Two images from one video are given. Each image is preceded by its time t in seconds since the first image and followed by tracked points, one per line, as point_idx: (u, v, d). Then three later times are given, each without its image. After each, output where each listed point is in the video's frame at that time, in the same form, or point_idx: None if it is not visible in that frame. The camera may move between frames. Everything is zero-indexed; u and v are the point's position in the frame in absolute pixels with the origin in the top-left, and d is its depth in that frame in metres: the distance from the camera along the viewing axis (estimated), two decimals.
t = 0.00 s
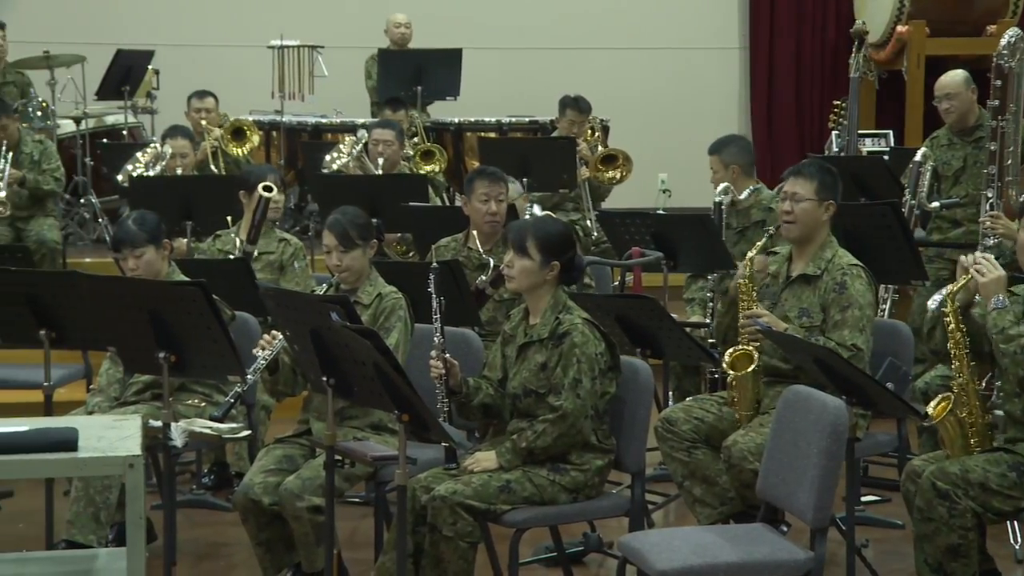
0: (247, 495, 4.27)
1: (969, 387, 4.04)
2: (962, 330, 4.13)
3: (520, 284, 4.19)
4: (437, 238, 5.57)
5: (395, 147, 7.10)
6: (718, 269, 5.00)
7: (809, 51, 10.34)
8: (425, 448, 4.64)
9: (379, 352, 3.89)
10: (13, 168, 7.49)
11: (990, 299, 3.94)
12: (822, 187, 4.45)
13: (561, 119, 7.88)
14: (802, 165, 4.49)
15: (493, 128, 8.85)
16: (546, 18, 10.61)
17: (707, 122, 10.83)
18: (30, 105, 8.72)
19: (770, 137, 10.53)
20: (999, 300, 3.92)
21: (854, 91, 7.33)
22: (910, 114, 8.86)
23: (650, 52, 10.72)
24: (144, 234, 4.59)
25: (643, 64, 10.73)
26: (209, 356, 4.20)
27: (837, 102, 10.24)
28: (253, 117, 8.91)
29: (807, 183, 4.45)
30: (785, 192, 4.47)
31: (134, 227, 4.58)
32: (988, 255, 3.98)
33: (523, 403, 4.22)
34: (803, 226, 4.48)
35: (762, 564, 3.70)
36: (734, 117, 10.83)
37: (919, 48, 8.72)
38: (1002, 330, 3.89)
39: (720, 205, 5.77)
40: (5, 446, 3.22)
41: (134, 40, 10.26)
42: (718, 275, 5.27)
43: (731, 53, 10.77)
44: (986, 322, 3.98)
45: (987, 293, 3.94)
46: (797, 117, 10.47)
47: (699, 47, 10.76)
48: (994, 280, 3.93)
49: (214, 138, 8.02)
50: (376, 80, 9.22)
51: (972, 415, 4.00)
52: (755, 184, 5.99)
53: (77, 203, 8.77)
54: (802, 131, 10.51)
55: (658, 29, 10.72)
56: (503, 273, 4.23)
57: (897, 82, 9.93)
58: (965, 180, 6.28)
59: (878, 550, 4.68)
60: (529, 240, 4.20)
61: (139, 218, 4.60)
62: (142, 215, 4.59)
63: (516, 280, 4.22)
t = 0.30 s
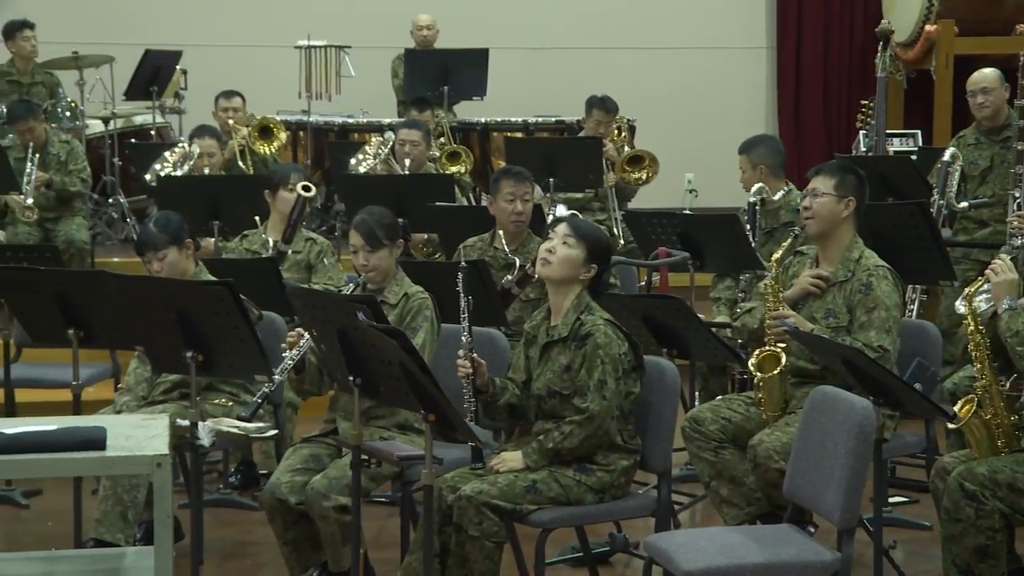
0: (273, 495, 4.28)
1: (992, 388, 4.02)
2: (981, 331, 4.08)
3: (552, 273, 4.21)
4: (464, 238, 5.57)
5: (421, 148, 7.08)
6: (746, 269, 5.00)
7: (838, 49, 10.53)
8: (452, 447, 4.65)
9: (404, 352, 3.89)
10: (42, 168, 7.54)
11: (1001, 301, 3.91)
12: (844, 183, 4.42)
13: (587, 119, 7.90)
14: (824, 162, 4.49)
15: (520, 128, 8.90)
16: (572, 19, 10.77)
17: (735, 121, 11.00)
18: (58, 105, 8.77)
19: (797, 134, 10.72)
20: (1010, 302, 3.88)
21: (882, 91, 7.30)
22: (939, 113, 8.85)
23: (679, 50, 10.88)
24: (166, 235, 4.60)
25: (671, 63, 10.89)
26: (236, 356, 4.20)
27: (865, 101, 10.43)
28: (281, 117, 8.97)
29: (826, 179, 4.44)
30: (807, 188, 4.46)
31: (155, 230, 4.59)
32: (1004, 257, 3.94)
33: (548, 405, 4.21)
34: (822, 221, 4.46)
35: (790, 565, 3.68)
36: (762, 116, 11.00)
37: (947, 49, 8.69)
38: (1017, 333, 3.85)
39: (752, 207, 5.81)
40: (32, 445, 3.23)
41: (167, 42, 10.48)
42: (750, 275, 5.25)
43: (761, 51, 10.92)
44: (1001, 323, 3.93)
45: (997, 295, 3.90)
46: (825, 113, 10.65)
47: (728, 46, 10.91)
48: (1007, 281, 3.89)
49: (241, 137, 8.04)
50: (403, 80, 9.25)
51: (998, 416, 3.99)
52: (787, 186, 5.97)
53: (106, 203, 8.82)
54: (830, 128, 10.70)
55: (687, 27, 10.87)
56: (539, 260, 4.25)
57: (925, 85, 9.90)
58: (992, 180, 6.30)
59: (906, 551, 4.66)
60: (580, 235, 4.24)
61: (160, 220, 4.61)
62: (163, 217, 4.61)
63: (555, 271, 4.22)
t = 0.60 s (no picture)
0: (298, 494, 4.28)
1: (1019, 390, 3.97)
2: (1006, 334, 3.99)
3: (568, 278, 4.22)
4: (488, 238, 5.58)
5: (446, 150, 7.11)
6: (772, 269, 4.99)
7: (866, 57, 10.66)
8: (477, 447, 4.65)
9: (429, 352, 3.88)
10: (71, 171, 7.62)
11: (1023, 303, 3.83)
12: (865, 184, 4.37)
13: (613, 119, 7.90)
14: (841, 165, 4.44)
15: (545, 128, 8.94)
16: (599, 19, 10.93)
17: (760, 122, 11.12)
18: (85, 106, 8.85)
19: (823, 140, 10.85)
20: None
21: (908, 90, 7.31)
22: (967, 114, 8.84)
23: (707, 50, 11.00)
24: (184, 240, 4.58)
25: (696, 63, 11.00)
26: (262, 356, 4.21)
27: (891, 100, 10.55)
28: (306, 117, 9.03)
29: (844, 183, 4.40)
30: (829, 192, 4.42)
31: (173, 236, 4.57)
32: None
33: (574, 405, 4.21)
34: (842, 226, 4.43)
35: (816, 566, 3.66)
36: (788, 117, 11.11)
37: (975, 48, 8.68)
38: None
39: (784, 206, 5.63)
40: (58, 443, 3.24)
41: (196, 42, 10.58)
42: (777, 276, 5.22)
43: (786, 50, 11.05)
44: None
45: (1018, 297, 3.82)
46: (851, 121, 10.77)
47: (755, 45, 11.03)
48: None
49: (267, 137, 8.08)
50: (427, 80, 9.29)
51: None
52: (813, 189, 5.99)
53: (132, 203, 8.89)
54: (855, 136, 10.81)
55: (714, 27, 10.99)
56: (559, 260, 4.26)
57: (952, 86, 9.88)
58: (1017, 180, 6.29)
59: (932, 553, 4.65)
60: (597, 235, 4.22)
61: (176, 224, 4.58)
62: (180, 222, 4.58)
63: (574, 274, 4.22)
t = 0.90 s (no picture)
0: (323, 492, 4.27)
1: None
2: None
3: (593, 279, 4.22)
4: (512, 238, 5.59)
5: (469, 150, 7.10)
6: (800, 267, 4.98)
7: (892, 60, 10.79)
8: (504, 447, 4.64)
9: (455, 351, 3.87)
10: (103, 180, 7.63)
11: None
12: (902, 186, 4.37)
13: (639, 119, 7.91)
14: (877, 167, 4.43)
15: (572, 127, 8.97)
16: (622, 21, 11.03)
17: (785, 121, 11.26)
18: (113, 106, 8.87)
19: (851, 143, 10.97)
20: None
21: (936, 90, 7.30)
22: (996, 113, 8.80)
23: (734, 50, 11.13)
24: (205, 250, 4.42)
25: (723, 63, 11.14)
26: (289, 354, 4.21)
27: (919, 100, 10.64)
28: (333, 117, 9.07)
29: (877, 184, 4.38)
30: (865, 193, 4.40)
31: (194, 247, 4.40)
32: None
33: (600, 404, 4.21)
34: (882, 227, 4.41)
35: (843, 567, 3.63)
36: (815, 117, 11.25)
37: (1005, 47, 8.64)
38: None
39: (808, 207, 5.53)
40: (87, 442, 3.25)
41: (222, 41, 10.65)
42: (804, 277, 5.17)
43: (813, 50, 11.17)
44: None
45: None
46: (878, 124, 10.91)
47: (782, 45, 11.16)
48: None
49: (294, 138, 8.10)
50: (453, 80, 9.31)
51: None
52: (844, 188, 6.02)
53: (159, 203, 8.92)
54: (882, 139, 10.94)
55: (741, 27, 11.11)
56: (583, 263, 4.26)
57: (980, 86, 9.84)
58: None
59: (960, 554, 4.62)
60: (620, 235, 4.21)
61: (193, 233, 4.41)
62: (198, 231, 4.40)
63: (600, 277, 4.21)
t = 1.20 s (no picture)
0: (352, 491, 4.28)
1: None
2: None
3: (620, 282, 4.21)
4: (539, 238, 5.61)
5: (492, 150, 7.13)
6: (828, 268, 4.98)
7: (923, 60, 10.76)
8: (531, 447, 4.64)
9: (482, 350, 3.87)
10: (133, 178, 7.64)
11: None
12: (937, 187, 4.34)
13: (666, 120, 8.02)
14: (911, 167, 4.39)
15: (599, 128, 8.98)
16: (644, 21, 11.04)
17: (812, 121, 11.25)
18: (142, 106, 8.91)
19: (879, 144, 10.93)
20: None
21: (966, 91, 7.29)
22: None
23: (762, 49, 11.12)
24: (235, 249, 4.43)
25: (747, 62, 11.14)
26: (318, 355, 4.21)
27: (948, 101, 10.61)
28: (359, 118, 9.10)
29: (906, 186, 4.35)
30: (901, 195, 4.37)
31: (223, 247, 4.42)
32: None
33: (627, 404, 4.20)
34: (921, 230, 4.37)
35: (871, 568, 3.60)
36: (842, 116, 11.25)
37: None
38: None
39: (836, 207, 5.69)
40: (116, 441, 3.25)
41: (248, 42, 10.70)
42: (832, 277, 5.18)
43: (841, 50, 11.16)
44: None
45: None
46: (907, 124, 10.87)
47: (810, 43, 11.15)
48: None
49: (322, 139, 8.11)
50: (480, 81, 9.33)
51: None
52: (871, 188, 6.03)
53: (188, 202, 8.93)
54: (910, 139, 10.90)
55: (767, 25, 11.10)
56: (608, 266, 4.26)
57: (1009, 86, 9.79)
58: None
59: (989, 556, 4.61)
60: (644, 237, 4.21)
61: (223, 232, 4.43)
62: (228, 230, 4.42)
63: (626, 278, 4.21)
